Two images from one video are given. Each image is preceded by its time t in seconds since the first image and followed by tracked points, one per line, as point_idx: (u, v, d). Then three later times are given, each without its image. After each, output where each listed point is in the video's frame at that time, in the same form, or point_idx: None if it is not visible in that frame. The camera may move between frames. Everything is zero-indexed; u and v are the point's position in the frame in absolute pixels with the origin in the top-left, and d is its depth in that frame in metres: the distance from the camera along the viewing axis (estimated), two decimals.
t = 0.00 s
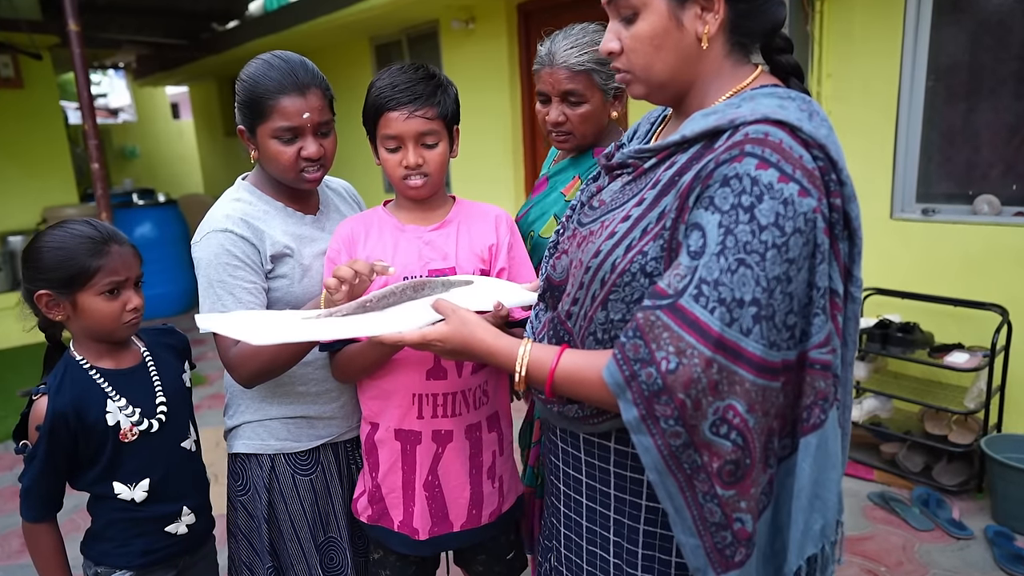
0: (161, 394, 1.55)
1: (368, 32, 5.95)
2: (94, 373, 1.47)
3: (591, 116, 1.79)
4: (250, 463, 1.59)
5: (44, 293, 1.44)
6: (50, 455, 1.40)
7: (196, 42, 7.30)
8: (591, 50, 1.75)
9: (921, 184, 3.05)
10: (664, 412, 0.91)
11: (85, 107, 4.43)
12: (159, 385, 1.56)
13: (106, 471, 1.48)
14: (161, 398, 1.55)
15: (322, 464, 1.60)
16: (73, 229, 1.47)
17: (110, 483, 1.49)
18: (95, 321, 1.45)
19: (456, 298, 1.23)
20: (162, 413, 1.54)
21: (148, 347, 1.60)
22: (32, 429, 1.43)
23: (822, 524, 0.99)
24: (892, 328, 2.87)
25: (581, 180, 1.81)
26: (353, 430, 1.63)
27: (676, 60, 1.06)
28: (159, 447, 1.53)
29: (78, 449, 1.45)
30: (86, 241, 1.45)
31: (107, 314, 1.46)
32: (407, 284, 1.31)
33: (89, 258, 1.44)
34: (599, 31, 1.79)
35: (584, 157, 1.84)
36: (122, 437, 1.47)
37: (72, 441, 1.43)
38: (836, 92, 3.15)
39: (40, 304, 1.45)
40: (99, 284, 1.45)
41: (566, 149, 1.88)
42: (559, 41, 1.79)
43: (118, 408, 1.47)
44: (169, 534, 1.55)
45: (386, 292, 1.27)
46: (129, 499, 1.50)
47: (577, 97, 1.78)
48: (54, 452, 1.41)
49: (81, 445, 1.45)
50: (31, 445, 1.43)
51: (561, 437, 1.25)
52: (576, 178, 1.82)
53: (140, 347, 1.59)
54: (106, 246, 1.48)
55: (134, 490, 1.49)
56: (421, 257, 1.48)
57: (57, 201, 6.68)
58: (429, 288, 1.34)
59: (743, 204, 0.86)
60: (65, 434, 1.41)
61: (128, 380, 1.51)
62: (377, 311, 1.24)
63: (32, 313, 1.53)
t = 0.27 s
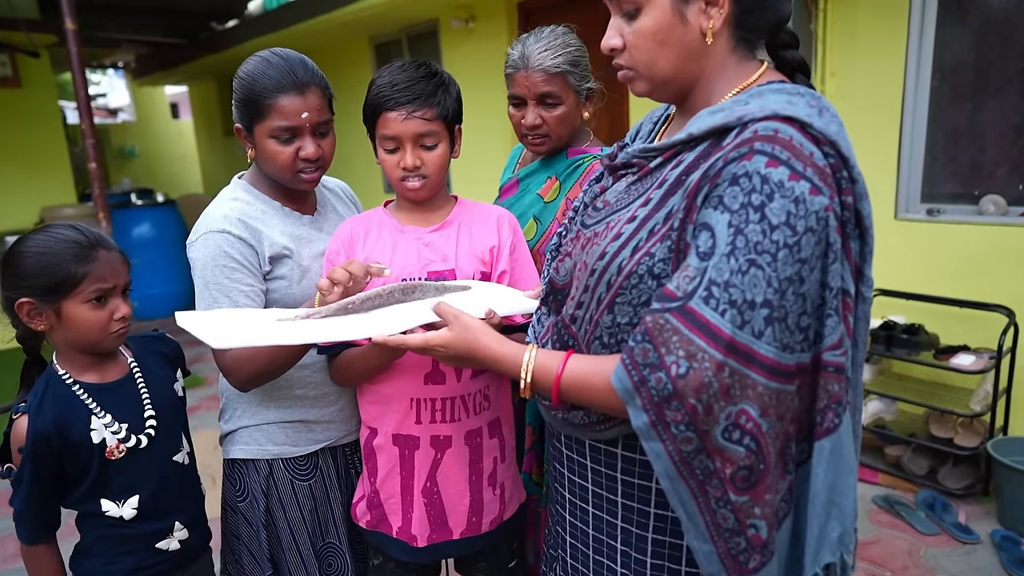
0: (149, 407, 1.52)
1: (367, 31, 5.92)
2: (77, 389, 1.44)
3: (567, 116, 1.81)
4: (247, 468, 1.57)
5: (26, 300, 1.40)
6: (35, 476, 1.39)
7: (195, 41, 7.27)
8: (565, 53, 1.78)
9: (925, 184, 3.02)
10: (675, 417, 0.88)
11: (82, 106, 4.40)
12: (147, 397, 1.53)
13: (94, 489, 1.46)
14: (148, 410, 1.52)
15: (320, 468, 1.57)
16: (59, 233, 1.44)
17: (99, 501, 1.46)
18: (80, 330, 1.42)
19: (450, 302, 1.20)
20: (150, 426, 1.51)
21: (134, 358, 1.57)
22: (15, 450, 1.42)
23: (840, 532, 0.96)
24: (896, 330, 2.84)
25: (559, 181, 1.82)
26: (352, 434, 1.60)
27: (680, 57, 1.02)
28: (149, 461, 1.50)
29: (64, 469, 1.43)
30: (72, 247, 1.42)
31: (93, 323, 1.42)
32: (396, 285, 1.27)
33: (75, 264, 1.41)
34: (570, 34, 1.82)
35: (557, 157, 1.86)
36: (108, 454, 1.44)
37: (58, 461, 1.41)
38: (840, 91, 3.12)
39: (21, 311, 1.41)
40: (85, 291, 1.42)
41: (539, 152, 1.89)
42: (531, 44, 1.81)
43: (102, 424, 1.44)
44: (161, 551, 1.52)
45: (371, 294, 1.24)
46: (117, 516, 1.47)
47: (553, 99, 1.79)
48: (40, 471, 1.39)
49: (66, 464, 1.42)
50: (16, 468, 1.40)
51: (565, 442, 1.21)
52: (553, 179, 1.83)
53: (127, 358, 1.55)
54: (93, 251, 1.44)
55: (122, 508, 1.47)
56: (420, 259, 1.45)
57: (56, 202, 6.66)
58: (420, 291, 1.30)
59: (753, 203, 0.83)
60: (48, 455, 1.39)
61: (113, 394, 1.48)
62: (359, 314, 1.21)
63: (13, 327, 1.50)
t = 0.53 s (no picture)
0: (141, 421, 1.49)
1: (368, 30, 5.88)
2: (65, 407, 1.41)
3: (553, 114, 1.77)
4: (246, 478, 1.53)
5: (13, 312, 1.36)
6: (25, 499, 1.34)
7: (194, 40, 7.23)
8: (554, 51, 1.75)
9: (934, 184, 2.98)
10: (700, 430, 0.84)
11: (80, 105, 4.36)
12: (139, 412, 1.49)
13: (86, 510, 1.42)
14: (140, 426, 1.48)
15: (320, 478, 1.53)
16: (47, 242, 1.40)
17: (91, 521, 1.42)
18: (71, 343, 1.38)
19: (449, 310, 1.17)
20: (142, 442, 1.47)
21: (126, 371, 1.54)
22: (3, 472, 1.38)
23: (864, 546, 0.93)
24: (905, 332, 2.80)
25: (548, 178, 1.76)
26: (353, 442, 1.56)
27: (692, 55, 0.98)
28: (142, 479, 1.47)
29: (55, 490, 1.39)
30: (62, 256, 1.39)
31: (85, 336, 1.39)
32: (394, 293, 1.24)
33: (65, 274, 1.37)
34: (558, 33, 1.80)
35: (541, 153, 1.80)
36: (100, 474, 1.41)
37: (49, 482, 1.37)
38: (846, 90, 3.08)
39: (8, 323, 1.37)
40: (77, 302, 1.38)
41: (523, 148, 1.83)
42: (519, 41, 1.77)
43: (92, 442, 1.41)
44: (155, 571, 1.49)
45: (367, 302, 1.20)
46: (111, 537, 1.43)
47: (540, 96, 1.75)
48: (30, 494, 1.35)
49: (58, 485, 1.39)
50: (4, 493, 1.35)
51: (575, 454, 1.16)
52: (541, 175, 1.77)
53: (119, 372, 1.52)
54: (84, 261, 1.41)
55: (114, 528, 1.43)
56: (422, 264, 1.41)
57: (54, 202, 6.62)
58: (420, 299, 1.25)
59: (776, 206, 0.79)
60: (37, 477, 1.35)
61: (103, 411, 1.45)
62: (355, 323, 1.17)
63: None
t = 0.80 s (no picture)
0: (137, 440, 1.44)
1: (369, 30, 5.83)
2: (57, 426, 1.36)
3: (554, 119, 1.74)
4: (244, 493, 1.49)
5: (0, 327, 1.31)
6: (14, 521, 1.30)
7: (194, 40, 7.18)
8: (557, 55, 1.71)
9: (945, 187, 2.93)
10: (756, 460, 0.79)
11: (78, 106, 4.32)
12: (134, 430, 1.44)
13: (79, 533, 1.37)
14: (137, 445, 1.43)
15: (321, 493, 1.48)
16: (38, 254, 1.35)
17: (84, 545, 1.38)
18: (63, 359, 1.33)
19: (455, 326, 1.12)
20: (138, 462, 1.43)
21: (123, 388, 1.49)
22: None
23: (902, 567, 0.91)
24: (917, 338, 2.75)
25: (552, 183, 1.76)
26: (355, 456, 1.52)
27: (714, 57, 0.94)
28: (139, 501, 1.42)
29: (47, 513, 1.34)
30: (54, 269, 1.34)
31: (78, 352, 1.34)
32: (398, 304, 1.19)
33: (57, 287, 1.32)
34: (558, 37, 1.75)
35: (541, 158, 1.78)
36: (93, 496, 1.36)
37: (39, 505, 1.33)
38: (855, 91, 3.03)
39: None
40: (69, 317, 1.33)
41: (522, 154, 1.79)
42: (521, 44, 1.71)
43: (86, 464, 1.36)
44: None
45: (368, 314, 1.15)
46: (106, 562, 1.39)
47: (543, 102, 1.71)
48: (20, 514, 1.31)
49: (51, 508, 1.35)
50: None
51: (591, 474, 1.10)
52: (546, 181, 1.76)
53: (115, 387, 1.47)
54: (77, 273, 1.36)
55: (110, 552, 1.39)
56: (427, 273, 1.36)
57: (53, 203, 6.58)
58: (425, 311, 1.20)
59: (818, 218, 0.74)
60: (27, 499, 1.31)
61: (98, 430, 1.40)
62: (357, 335, 1.12)
63: None
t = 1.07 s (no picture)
0: (143, 452, 1.42)
1: (371, 31, 5.80)
2: (62, 437, 1.33)
3: (567, 127, 1.70)
4: (248, 503, 1.46)
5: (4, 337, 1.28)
6: (17, 536, 1.26)
7: (194, 41, 7.15)
8: (571, 61, 1.65)
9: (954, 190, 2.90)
10: (813, 479, 0.76)
11: (78, 108, 4.28)
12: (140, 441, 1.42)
13: (83, 547, 1.34)
14: (143, 457, 1.41)
15: (325, 505, 1.45)
16: (42, 262, 1.32)
17: (88, 560, 1.34)
18: (69, 368, 1.31)
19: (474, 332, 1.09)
20: (144, 474, 1.40)
21: (128, 397, 1.46)
22: None
23: None
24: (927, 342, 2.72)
25: (565, 191, 1.74)
26: (362, 466, 1.48)
27: (735, 60, 0.91)
28: (143, 514, 1.40)
29: (50, 527, 1.31)
30: (58, 276, 1.31)
31: (83, 361, 1.31)
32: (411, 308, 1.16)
33: (61, 295, 1.29)
34: (572, 41, 1.69)
35: (553, 165, 1.76)
36: (98, 509, 1.33)
37: (43, 518, 1.29)
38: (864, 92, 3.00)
39: None
40: (74, 326, 1.30)
41: (532, 161, 1.76)
42: (534, 49, 1.64)
43: (92, 475, 1.33)
44: None
45: (382, 316, 1.11)
46: None
47: (556, 110, 1.66)
48: (22, 531, 1.27)
49: (53, 521, 1.31)
50: None
51: (612, 489, 1.06)
52: (558, 189, 1.75)
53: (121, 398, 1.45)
54: (81, 280, 1.33)
55: (114, 568, 1.35)
56: (436, 281, 1.33)
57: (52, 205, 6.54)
58: (439, 316, 1.17)
59: (860, 227, 0.72)
60: (31, 512, 1.27)
61: (102, 442, 1.37)
62: (370, 337, 1.09)
63: None
